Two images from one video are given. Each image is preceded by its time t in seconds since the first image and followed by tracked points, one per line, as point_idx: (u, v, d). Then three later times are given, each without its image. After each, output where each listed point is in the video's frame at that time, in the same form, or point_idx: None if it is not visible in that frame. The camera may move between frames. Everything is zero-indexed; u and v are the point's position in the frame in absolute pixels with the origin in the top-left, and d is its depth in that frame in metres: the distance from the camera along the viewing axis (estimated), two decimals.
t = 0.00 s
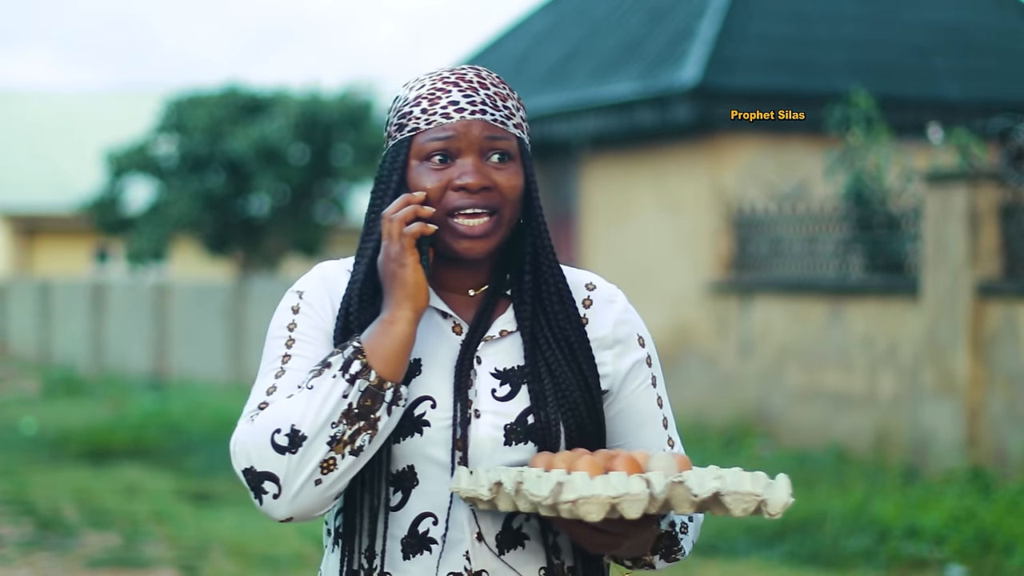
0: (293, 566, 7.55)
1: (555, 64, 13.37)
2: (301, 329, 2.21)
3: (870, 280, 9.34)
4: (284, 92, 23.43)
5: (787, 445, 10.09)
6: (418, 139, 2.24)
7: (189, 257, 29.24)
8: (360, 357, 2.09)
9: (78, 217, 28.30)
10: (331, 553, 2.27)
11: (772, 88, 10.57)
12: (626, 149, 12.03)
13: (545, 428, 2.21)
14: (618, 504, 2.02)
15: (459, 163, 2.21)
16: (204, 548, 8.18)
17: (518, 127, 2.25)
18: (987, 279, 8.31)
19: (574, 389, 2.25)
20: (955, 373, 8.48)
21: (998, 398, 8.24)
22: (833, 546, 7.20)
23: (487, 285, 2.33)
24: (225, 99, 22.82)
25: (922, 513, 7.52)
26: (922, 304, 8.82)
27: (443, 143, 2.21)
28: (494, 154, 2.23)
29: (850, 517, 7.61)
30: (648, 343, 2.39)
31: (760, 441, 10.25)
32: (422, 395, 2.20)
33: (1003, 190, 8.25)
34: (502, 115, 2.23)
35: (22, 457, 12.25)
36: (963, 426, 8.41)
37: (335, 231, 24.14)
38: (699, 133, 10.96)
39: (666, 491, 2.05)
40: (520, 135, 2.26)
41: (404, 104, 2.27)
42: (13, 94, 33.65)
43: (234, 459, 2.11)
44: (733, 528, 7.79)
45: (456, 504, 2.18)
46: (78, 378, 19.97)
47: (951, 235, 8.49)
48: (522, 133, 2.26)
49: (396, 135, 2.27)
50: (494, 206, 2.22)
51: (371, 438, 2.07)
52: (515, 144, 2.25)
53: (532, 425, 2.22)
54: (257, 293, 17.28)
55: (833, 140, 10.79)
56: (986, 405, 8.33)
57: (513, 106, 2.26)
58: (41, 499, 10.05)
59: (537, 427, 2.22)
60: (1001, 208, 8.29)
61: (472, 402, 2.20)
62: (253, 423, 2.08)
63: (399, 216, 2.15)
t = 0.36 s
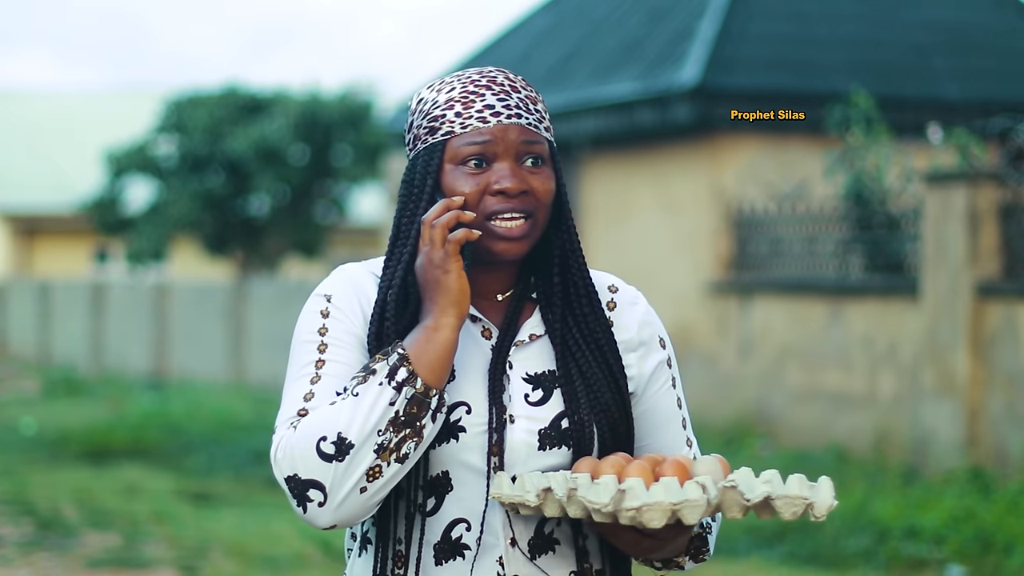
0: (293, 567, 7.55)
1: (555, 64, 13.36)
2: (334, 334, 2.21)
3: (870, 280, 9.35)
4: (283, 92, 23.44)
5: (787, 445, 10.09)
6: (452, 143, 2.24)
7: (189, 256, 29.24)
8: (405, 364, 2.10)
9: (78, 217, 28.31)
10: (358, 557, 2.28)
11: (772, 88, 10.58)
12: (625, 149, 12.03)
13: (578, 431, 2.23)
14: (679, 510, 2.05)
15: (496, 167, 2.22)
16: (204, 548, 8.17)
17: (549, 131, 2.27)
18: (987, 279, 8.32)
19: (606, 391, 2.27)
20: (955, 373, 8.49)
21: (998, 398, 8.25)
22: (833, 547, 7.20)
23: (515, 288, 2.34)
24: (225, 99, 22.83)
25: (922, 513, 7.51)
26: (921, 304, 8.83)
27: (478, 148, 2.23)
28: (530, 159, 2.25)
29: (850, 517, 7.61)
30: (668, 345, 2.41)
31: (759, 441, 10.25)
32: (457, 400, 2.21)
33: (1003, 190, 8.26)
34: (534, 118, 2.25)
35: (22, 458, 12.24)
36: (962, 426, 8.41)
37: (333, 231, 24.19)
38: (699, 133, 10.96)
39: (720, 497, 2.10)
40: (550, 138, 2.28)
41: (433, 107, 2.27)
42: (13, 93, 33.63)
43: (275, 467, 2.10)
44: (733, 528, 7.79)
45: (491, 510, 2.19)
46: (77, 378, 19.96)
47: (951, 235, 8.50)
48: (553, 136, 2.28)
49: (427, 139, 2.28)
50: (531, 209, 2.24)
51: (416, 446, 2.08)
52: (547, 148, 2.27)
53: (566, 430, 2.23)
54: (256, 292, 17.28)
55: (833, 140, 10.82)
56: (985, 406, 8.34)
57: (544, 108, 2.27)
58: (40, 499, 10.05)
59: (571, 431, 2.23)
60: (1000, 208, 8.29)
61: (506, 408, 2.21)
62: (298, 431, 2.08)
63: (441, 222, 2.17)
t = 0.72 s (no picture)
0: (293, 566, 7.55)
1: (555, 64, 13.36)
2: (342, 334, 2.21)
3: (870, 280, 9.35)
4: (283, 92, 23.45)
5: (787, 445, 10.09)
6: (462, 143, 2.25)
7: (189, 256, 29.24)
8: (417, 364, 2.10)
9: (78, 217, 28.32)
10: (364, 558, 2.27)
11: (772, 88, 10.58)
12: (625, 149, 12.03)
13: (587, 432, 2.23)
14: (694, 509, 2.05)
15: (506, 167, 2.22)
16: (204, 548, 8.18)
17: (559, 131, 2.27)
18: (987, 279, 8.32)
19: (615, 391, 2.27)
20: (955, 373, 8.49)
21: (998, 398, 8.25)
22: (833, 546, 7.21)
23: (522, 289, 2.35)
24: (225, 99, 22.85)
25: (922, 513, 7.51)
26: (922, 304, 8.83)
27: (489, 148, 2.23)
28: (540, 159, 2.25)
29: (850, 517, 7.62)
30: (675, 346, 2.41)
31: (759, 441, 10.25)
32: (466, 400, 2.21)
33: (1003, 190, 8.26)
34: (545, 118, 2.26)
35: (22, 458, 12.24)
36: (962, 426, 8.41)
37: (333, 232, 24.14)
38: (699, 133, 10.96)
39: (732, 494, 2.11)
40: (559, 138, 2.28)
41: (443, 107, 2.27)
42: (13, 93, 33.62)
43: (284, 466, 2.10)
44: (733, 528, 7.79)
45: (500, 511, 2.20)
46: (76, 378, 19.95)
47: (951, 235, 8.50)
48: (562, 137, 2.28)
49: (437, 139, 2.28)
50: (540, 209, 2.24)
51: (428, 446, 2.08)
52: (556, 148, 2.27)
53: (575, 430, 2.24)
54: (256, 292, 17.29)
55: (833, 140, 10.83)
56: (986, 406, 8.35)
57: (553, 108, 2.28)
58: (40, 499, 10.06)
59: (580, 431, 2.23)
60: (1001, 208, 8.30)
61: (516, 408, 2.21)
62: (308, 430, 2.09)
63: (452, 223, 2.17)
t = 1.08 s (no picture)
0: (293, 567, 7.55)
1: (556, 64, 13.36)
2: (338, 332, 2.21)
3: (871, 280, 9.35)
4: (284, 92, 23.46)
5: (789, 445, 10.08)
6: (459, 142, 2.25)
7: (190, 256, 29.24)
8: (413, 362, 2.10)
9: (79, 217, 28.33)
10: (359, 556, 2.28)
11: (773, 88, 10.58)
12: (626, 149, 12.04)
13: (583, 430, 2.23)
14: (691, 507, 2.06)
15: (504, 166, 2.22)
16: (205, 548, 8.18)
17: (556, 131, 2.27)
18: (988, 279, 8.31)
19: (611, 390, 2.27)
20: (957, 373, 8.49)
21: (999, 399, 8.25)
22: (835, 547, 7.21)
23: (518, 289, 2.35)
24: (227, 99, 22.86)
25: (924, 514, 7.50)
26: (923, 304, 8.83)
27: (487, 147, 2.23)
28: (537, 159, 2.25)
29: (851, 517, 7.62)
30: (670, 345, 2.42)
31: (761, 441, 10.26)
32: (462, 399, 2.21)
33: (1004, 190, 8.26)
34: (542, 118, 2.26)
35: (23, 458, 12.25)
36: (963, 426, 8.42)
37: (334, 232, 24.15)
38: (700, 133, 10.96)
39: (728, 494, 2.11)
40: (557, 138, 2.28)
41: (440, 105, 2.27)
42: (13, 92, 33.62)
43: (280, 463, 2.10)
44: (734, 529, 7.78)
45: (496, 508, 2.20)
46: (78, 379, 19.95)
47: (952, 235, 8.50)
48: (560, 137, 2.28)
49: (434, 138, 2.28)
50: (537, 210, 2.24)
51: (422, 445, 2.09)
52: (553, 148, 2.27)
53: (571, 429, 2.24)
54: (257, 292, 17.31)
55: (834, 141, 10.83)
56: (987, 406, 8.34)
57: (551, 108, 2.28)
58: (41, 499, 10.07)
59: (576, 431, 2.24)
60: (1002, 209, 8.30)
61: (511, 407, 2.21)
62: (303, 427, 2.09)
63: (450, 222, 2.17)
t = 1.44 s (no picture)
0: (294, 566, 7.56)
1: (556, 64, 13.36)
2: (331, 330, 2.21)
3: (872, 280, 9.35)
4: (285, 92, 23.47)
5: (789, 445, 10.09)
6: (453, 141, 2.25)
7: (190, 256, 29.25)
8: (407, 360, 2.10)
9: (80, 217, 28.34)
10: (352, 555, 2.28)
11: (773, 88, 10.58)
12: (626, 150, 12.04)
13: (576, 429, 2.23)
14: (687, 505, 2.05)
15: (498, 165, 2.22)
16: (206, 548, 8.18)
17: (549, 130, 2.27)
18: (989, 280, 8.31)
19: (604, 388, 2.27)
20: (957, 373, 8.48)
21: (1000, 398, 8.25)
22: (835, 547, 7.21)
23: (511, 288, 2.35)
24: (227, 99, 22.88)
25: (924, 514, 7.49)
26: (923, 304, 8.83)
27: (481, 146, 2.23)
28: (531, 158, 2.25)
29: (852, 517, 7.62)
30: (663, 345, 2.42)
31: (761, 441, 10.26)
32: (455, 397, 2.21)
33: (1005, 190, 8.26)
34: (536, 117, 2.26)
35: (24, 458, 12.24)
36: (964, 426, 8.42)
37: (335, 231, 24.14)
38: (701, 133, 10.95)
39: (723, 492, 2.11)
40: (550, 138, 2.29)
41: (433, 105, 2.28)
42: (13, 92, 33.61)
43: (273, 461, 2.10)
44: (734, 529, 7.79)
45: (489, 507, 2.20)
46: (78, 378, 19.96)
47: (953, 235, 8.50)
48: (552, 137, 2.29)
49: (428, 136, 2.28)
50: (531, 208, 2.24)
51: (416, 443, 2.09)
52: (547, 147, 2.28)
53: (564, 428, 2.24)
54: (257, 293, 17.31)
55: (835, 141, 10.83)
56: (987, 406, 8.34)
57: (544, 107, 2.28)
58: (42, 499, 10.07)
59: (569, 429, 2.24)
60: (1003, 209, 8.30)
61: (505, 405, 2.21)
62: (297, 425, 2.09)
63: (444, 220, 2.17)
